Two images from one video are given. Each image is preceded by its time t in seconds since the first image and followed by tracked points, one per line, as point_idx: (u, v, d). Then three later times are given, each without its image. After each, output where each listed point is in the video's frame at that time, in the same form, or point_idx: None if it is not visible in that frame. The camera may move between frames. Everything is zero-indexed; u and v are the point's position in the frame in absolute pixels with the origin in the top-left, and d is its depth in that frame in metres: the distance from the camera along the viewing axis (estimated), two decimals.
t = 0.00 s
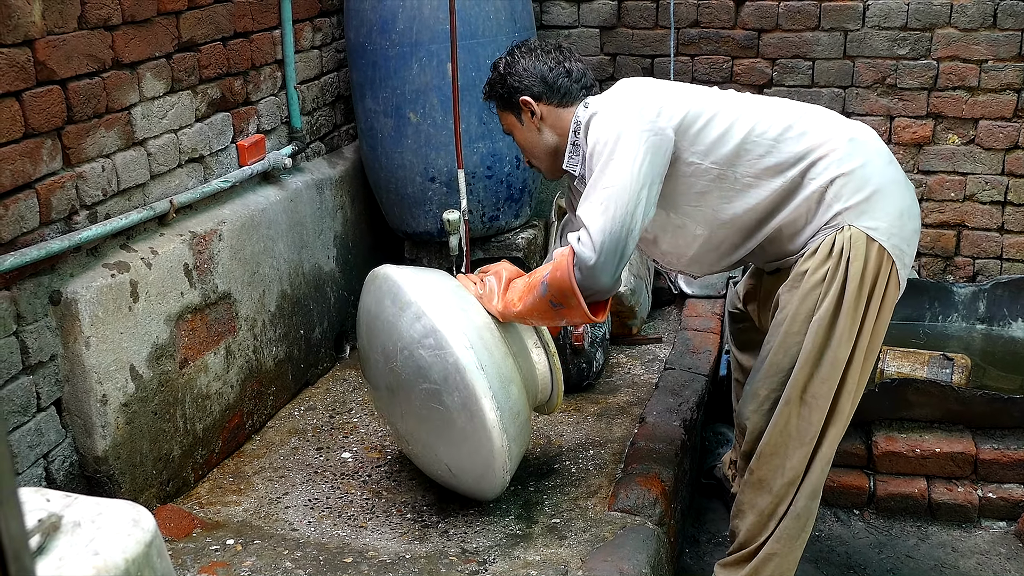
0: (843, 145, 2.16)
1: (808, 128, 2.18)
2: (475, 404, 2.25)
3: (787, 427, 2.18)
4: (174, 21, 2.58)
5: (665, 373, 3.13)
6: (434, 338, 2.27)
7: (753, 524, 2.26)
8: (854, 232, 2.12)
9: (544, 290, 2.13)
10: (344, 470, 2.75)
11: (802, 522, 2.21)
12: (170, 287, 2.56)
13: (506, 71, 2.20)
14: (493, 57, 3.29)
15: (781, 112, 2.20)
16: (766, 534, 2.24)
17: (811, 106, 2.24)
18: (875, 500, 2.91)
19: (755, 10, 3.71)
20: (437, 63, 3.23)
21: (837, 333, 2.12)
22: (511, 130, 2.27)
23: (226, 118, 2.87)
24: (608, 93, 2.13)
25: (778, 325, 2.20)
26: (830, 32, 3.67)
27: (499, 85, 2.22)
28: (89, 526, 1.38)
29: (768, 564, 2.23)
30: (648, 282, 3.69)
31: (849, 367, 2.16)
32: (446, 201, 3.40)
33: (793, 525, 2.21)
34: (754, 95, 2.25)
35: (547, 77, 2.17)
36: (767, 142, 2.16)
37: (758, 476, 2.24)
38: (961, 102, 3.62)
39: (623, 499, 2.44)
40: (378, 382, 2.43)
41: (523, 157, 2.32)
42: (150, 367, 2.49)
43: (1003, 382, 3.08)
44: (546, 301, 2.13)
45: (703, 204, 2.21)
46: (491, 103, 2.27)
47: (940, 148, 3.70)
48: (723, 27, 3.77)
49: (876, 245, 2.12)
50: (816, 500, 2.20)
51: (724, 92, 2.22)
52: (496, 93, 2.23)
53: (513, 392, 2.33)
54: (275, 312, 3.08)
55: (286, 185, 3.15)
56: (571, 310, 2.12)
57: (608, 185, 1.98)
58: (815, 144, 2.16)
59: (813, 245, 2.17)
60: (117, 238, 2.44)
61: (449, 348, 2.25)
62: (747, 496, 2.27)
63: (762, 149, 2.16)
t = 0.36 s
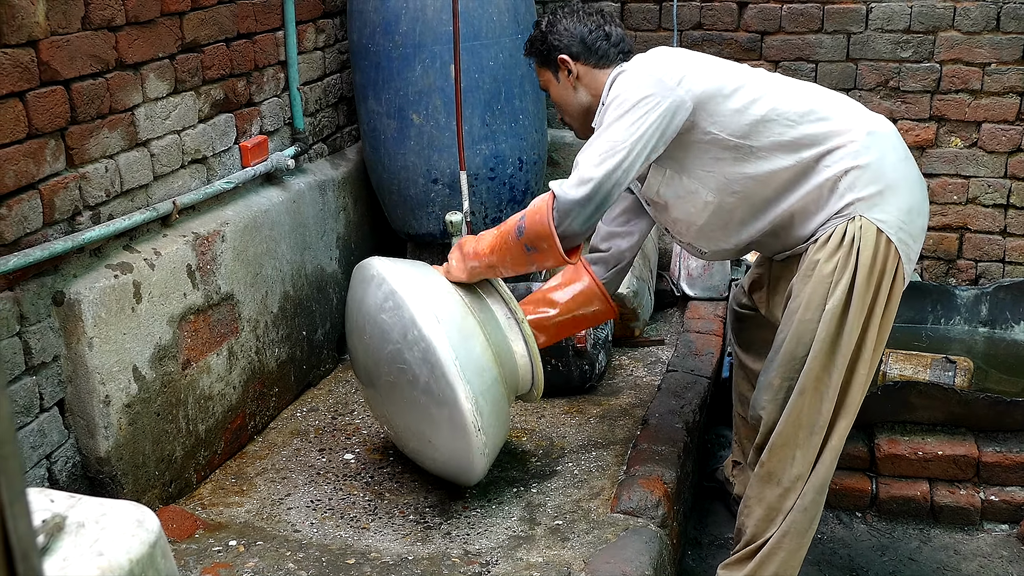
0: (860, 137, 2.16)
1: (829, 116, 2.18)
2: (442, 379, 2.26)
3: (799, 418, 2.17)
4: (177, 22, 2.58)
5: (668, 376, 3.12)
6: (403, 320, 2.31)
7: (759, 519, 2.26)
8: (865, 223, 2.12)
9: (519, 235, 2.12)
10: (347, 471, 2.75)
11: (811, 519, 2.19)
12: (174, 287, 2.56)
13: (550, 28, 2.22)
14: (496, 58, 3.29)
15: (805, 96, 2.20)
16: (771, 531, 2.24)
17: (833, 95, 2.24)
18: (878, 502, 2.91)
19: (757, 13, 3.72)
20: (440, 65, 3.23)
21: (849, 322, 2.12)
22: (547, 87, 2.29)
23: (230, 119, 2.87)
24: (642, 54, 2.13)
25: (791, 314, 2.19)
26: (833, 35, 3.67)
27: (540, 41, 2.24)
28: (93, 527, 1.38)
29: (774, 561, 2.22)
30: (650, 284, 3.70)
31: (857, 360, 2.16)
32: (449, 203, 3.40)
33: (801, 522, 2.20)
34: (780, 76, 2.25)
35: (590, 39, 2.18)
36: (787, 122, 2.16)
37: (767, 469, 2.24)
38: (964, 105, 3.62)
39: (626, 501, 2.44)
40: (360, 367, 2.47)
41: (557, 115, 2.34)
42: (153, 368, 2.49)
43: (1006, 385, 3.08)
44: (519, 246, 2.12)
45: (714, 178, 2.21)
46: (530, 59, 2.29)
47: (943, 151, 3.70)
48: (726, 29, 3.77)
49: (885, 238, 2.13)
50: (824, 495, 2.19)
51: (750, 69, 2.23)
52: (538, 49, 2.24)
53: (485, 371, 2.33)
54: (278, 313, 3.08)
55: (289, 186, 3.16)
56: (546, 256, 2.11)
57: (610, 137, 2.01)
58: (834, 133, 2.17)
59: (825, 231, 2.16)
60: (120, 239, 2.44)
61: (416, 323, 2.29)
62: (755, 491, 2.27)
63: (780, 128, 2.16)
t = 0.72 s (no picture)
0: (868, 138, 2.13)
1: (841, 112, 2.15)
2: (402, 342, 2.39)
3: (803, 418, 2.18)
4: (178, 23, 2.58)
5: (669, 377, 3.12)
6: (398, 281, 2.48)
7: (761, 519, 2.27)
8: (864, 224, 2.12)
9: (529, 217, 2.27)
10: (347, 473, 2.75)
11: (818, 517, 2.22)
12: (174, 289, 2.56)
13: None
14: (497, 59, 3.29)
15: (822, 87, 2.16)
16: (771, 531, 2.25)
17: (850, 86, 2.20)
18: (878, 503, 2.91)
19: (758, 14, 3.72)
20: (440, 66, 3.23)
21: (849, 320, 2.11)
22: (589, 13, 2.22)
23: (230, 121, 2.87)
24: (669, 33, 2.09)
25: (794, 308, 2.19)
26: (834, 36, 3.68)
27: None
28: (95, 529, 1.37)
29: (777, 562, 2.23)
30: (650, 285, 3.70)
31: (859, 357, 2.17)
32: (450, 204, 3.39)
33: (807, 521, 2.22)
34: (803, 57, 2.20)
35: None
36: (800, 113, 2.13)
37: (769, 468, 2.23)
38: (965, 105, 3.62)
39: (628, 502, 2.44)
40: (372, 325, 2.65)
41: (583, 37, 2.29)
42: (153, 370, 2.49)
43: (1006, 386, 3.09)
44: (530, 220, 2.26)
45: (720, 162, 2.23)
46: None
47: (943, 152, 3.70)
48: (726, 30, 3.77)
49: (883, 242, 2.12)
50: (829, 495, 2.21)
51: (774, 47, 2.18)
52: None
53: (442, 369, 2.42)
54: (278, 314, 3.08)
55: (289, 187, 3.15)
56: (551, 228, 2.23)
57: (619, 118, 2.06)
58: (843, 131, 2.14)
59: (825, 225, 2.17)
60: (120, 241, 2.44)
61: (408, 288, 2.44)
62: (754, 490, 2.26)
63: (791, 120, 2.14)
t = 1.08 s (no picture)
0: (874, 144, 2.12)
1: (845, 120, 2.13)
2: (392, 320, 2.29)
3: (808, 427, 2.16)
4: (177, 24, 2.58)
5: (668, 378, 3.13)
6: (478, 305, 2.26)
7: (765, 526, 2.26)
8: (874, 230, 2.10)
9: (688, 298, 1.84)
10: (346, 474, 2.75)
11: (815, 524, 2.21)
12: (173, 290, 2.56)
13: None
14: (496, 61, 3.30)
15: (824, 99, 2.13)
16: (774, 537, 2.25)
17: (845, 93, 2.18)
18: (877, 505, 2.91)
19: (757, 16, 3.73)
20: (439, 67, 3.24)
21: (858, 331, 2.11)
22: (562, 54, 1.99)
23: (229, 122, 2.87)
24: (671, 58, 1.93)
25: (799, 319, 2.17)
26: (833, 38, 3.68)
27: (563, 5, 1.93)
28: (95, 531, 1.37)
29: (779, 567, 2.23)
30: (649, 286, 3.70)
31: (864, 366, 2.16)
32: (448, 205, 3.42)
33: (806, 528, 2.21)
34: (797, 70, 2.15)
35: None
36: (808, 127, 2.09)
37: (773, 476, 2.22)
38: (963, 108, 3.62)
39: (626, 504, 2.44)
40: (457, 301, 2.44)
41: (551, 78, 2.05)
42: (152, 371, 2.49)
43: (1005, 388, 3.09)
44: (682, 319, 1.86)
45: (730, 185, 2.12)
46: (545, 18, 1.95)
47: (942, 154, 3.71)
48: (725, 32, 3.78)
49: (892, 249, 2.11)
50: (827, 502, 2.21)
51: (771, 62, 2.11)
52: (561, 13, 1.93)
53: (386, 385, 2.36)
54: (277, 315, 3.08)
55: (288, 188, 3.16)
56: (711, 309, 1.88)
57: (728, 163, 1.82)
58: (849, 138, 2.12)
59: (832, 235, 2.13)
60: (119, 241, 2.44)
61: (453, 318, 2.23)
62: (760, 496, 2.26)
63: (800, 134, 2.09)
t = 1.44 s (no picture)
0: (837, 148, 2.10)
1: (805, 129, 2.11)
2: (357, 454, 2.13)
3: (788, 436, 2.17)
4: (177, 24, 2.58)
5: (667, 378, 3.13)
6: (431, 421, 2.13)
7: (756, 533, 2.26)
8: (846, 238, 2.09)
9: (605, 349, 1.96)
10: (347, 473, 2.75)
11: (807, 530, 2.22)
12: (173, 289, 2.56)
13: (509, 30, 1.91)
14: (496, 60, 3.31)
15: (778, 110, 2.11)
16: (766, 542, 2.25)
17: (802, 98, 2.15)
18: (876, 504, 2.91)
19: (756, 15, 3.73)
20: (439, 67, 3.25)
21: (834, 339, 2.11)
22: (507, 100, 1.97)
23: (228, 121, 2.87)
24: (617, 101, 1.91)
25: (773, 330, 2.16)
26: (832, 37, 3.69)
27: (504, 49, 1.91)
28: (97, 529, 1.38)
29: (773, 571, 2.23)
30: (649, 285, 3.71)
31: (843, 371, 2.17)
32: (448, 205, 3.43)
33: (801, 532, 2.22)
34: (749, 82, 2.14)
35: (556, 39, 1.95)
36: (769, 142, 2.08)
37: (759, 484, 2.22)
38: (963, 107, 3.63)
39: (626, 503, 2.44)
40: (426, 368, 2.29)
41: (496, 125, 2.03)
42: (152, 370, 2.49)
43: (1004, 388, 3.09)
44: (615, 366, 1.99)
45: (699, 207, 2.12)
46: (487, 65, 1.93)
47: (941, 153, 3.71)
48: (724, 31, 3.78)
49: (866, 251, 2.11)
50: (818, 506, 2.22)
51: (723, 81, 2.09)
52: (501, 58, 1.92)
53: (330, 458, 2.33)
54: (277, 315, 3.08)
55: (288, 188, 3.16)
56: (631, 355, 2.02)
57: (664, 219, 1.86)
58: (810, 147, 2.10)
59: (803, 246, 2.12)
60: (119, 241, 2.44)
61: (425, 443, 2.09)
62: (747, 505, 2.25)
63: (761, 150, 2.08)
